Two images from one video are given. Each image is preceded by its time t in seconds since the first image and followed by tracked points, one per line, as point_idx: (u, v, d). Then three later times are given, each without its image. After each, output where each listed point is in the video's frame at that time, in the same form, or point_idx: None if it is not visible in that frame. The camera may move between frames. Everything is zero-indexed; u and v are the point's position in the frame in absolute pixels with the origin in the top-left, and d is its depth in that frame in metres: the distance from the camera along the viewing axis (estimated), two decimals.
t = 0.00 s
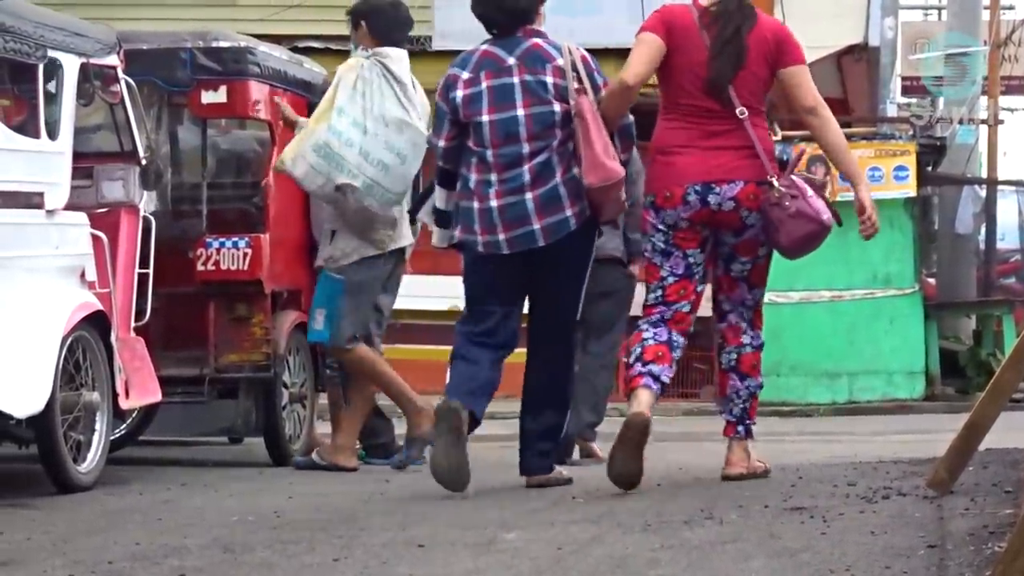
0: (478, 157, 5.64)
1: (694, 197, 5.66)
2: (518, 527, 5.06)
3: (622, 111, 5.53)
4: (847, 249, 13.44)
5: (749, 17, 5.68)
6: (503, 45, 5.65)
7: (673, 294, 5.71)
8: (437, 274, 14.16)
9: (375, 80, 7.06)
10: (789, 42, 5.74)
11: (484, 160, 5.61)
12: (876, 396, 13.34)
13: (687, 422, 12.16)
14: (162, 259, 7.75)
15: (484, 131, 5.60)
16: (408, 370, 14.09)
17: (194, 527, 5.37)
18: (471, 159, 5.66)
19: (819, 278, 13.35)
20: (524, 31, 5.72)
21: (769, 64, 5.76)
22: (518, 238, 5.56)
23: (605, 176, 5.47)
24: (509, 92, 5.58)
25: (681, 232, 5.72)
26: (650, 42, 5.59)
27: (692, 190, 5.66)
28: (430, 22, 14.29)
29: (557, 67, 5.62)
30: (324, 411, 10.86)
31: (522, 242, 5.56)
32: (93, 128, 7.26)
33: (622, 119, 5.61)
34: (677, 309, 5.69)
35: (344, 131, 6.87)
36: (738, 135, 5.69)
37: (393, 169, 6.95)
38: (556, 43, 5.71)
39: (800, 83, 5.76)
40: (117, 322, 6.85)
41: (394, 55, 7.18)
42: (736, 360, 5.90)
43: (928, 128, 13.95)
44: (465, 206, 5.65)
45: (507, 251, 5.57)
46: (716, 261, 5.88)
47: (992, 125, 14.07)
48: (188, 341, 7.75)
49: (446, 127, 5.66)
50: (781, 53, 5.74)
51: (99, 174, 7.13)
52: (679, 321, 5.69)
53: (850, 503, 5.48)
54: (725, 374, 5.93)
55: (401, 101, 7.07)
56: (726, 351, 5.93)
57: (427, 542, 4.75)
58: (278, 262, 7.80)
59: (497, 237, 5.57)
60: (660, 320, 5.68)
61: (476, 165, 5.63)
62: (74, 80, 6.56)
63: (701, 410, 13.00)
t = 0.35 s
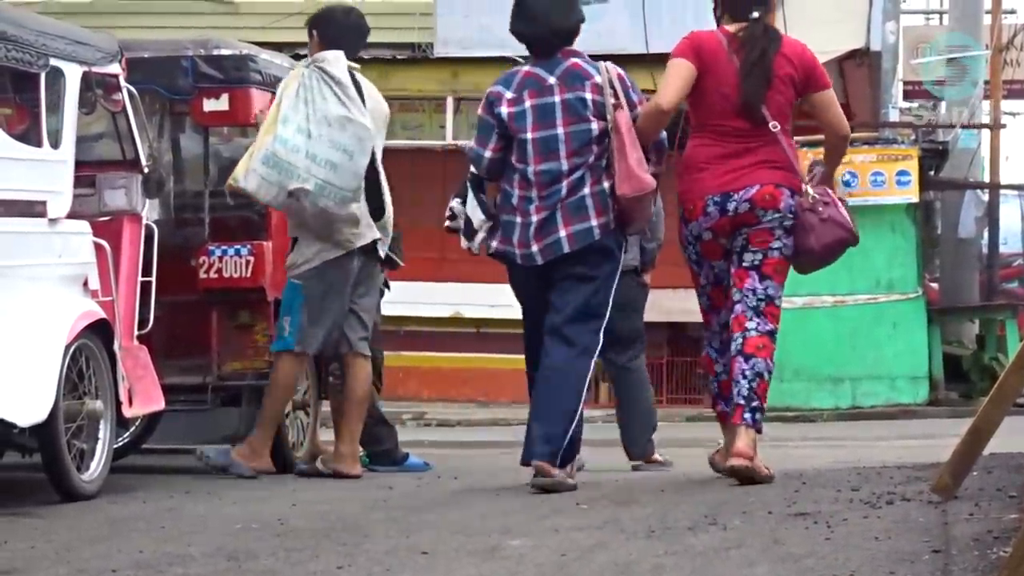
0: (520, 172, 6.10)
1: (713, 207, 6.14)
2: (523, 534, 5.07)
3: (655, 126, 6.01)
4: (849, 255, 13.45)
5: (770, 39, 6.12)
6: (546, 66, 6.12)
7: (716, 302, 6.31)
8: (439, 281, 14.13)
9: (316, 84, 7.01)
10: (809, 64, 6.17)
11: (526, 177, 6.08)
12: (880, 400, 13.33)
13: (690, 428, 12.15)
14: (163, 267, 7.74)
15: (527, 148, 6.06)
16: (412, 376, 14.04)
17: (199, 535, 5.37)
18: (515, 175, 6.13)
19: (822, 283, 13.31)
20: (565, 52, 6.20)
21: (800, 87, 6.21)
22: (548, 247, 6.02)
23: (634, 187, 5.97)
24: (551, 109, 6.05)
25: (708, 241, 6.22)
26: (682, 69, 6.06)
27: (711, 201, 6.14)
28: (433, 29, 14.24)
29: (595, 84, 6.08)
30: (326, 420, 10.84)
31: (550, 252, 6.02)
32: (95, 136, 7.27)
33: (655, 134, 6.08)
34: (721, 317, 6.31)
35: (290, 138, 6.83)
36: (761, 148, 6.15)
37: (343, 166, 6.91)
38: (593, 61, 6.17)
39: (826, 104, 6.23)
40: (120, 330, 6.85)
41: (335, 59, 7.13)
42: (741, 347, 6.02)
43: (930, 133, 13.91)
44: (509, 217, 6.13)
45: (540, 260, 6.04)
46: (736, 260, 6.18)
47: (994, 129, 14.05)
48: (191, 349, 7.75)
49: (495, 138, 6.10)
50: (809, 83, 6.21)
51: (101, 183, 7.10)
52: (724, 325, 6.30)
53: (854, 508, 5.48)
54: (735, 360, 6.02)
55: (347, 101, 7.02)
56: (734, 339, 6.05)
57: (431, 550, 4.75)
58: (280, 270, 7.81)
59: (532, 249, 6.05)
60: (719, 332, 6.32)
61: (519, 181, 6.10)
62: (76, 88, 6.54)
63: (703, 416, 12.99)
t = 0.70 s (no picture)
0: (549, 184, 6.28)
1: (734, 220, 6.34)
2: (526, 544, 5.07)
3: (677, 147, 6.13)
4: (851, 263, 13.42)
5: (777, 60, 6.34)
6: (573, 87, 6.29)
7: (732, 307, 6.36)
8: (443, 291, 14.11)
9: (252, 99, 7.02)
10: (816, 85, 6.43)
11: (554, 189, 6.26)
12: (883, 409, 13.33)
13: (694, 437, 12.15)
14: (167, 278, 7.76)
15: (553, 162, 6.24)
16: (415, 385, 14.09)
17: (202, 545, 5.38)
18: (542, 188, 6.32)
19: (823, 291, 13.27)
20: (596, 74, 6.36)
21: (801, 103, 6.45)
22: (575, 258, 6.19)
23: (654, 206, 6.05)
24: (579, 128, 6.21)
25: (728, 251, 6.39)
26: (695, 90, 6.24)
27: (734, 215, 6.34)
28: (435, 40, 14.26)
29: (621, 107, 6.25)
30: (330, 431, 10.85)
31: (579, 263, 6.19)
32: (98, 147, 7.29)
33: (677, 155, 6.20)
34: (740, 320, 6.37)
35: (214, 151, 6.86)
36: (774, 168, 6.38)
37: (253, 182, 6.89)
38: (621, 84, 6.34)
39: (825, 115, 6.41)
40: (123, 341, 6.85)
41: (275, 71, 7.08)
42: (777, 353, 6.51)
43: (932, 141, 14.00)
44: (535, 228, 6.31)
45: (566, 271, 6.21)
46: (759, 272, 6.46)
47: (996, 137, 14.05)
48: (194, 360, 7.77)
49: (518, 159, 6.30)
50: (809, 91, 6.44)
51: (104, 195, 7.13)
52: (743, 333, 6.36)
53: (857, 516, 5.48)
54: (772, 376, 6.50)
55: (274, 117, 6.98)
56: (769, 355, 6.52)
57: (435, 561, 4.75)
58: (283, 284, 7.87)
59: (558, 259, 6.22)
60: (732, 338, 6.36)
61: (547, 193, 6.29)
62: (79, 99, 6.54)
63: (707, 425, 12.99)
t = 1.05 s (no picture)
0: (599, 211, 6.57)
1: (771, 250, 6.60)
2: (530, 555, 5.06)
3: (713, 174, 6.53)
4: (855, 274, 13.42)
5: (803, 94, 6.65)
6: (616, 118, 6.62)
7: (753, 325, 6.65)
8: (448, 301, 14.14)
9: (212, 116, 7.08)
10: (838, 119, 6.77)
11: (602, 217, 6.56)
12: (886, 420, 13.32)
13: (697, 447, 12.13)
14: (169, 289, 7.74)
15: (601, 191, 6.55)
16: (418, 397, 14.09)
17: (206, 557, 5.37)
18: (590, 215, 6.60)
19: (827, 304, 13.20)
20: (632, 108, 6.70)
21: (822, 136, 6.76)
22: (633, 281, 6.52)
23: (705, 232, 6.43)
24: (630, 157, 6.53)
25: (761, 275, 6.64)
26: (724, 122, 6.54)
27: (771, 246, 6.60)
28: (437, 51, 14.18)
29: (663, 137, 6.60)
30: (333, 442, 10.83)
31: (636, 284, 6.52)
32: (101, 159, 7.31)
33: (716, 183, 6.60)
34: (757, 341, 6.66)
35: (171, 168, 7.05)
36: (804, 199, 6.66)
37: (185, 196, 6.94)
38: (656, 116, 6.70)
39: (844, 147, 6.70)
40: (126, 353, 6.85)
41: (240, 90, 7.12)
42: (792, 391, 6.78)
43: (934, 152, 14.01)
44: (588, 253, 6.58)
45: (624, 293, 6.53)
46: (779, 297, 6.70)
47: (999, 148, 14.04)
48: (198, 371, 7.75)
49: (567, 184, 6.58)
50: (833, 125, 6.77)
51: (108, 206, 7.14)
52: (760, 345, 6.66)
53: (862, 527, 5.47)
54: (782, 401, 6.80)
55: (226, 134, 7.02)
56: (783, 381, 6.80)
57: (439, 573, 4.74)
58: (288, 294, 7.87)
59: (615, 282, 6.53)
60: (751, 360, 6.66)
61: (595, 221, 6.58)
62: (82, 110, 6.54)
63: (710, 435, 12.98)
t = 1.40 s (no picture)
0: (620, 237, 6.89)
1: (771, 271, 6.92)
2: (540, 564, 5.07)
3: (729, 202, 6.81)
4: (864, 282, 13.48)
5: (811, 123, 6.94)
6: (635, 144, 6.94)
7: (767, 351, 7.04)
8: (455, 310, 14.14)
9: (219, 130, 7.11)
10: (845, 142, 7.08)
11: (622, 242, 6.88)
12: (896, 428, 13.29)
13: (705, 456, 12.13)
14: (178, 300, 7.76)
15: (621, 216, 6.87)
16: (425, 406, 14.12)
17: (216, 567, 5.38)
18: (610, 240, 6.93)
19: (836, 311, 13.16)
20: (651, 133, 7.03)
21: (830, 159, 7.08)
22: (646, 305, 6.81)
23: (717, 253, 6.71)
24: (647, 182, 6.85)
25: (766, 298, 6.98)
26: (741, 151, 6.83)
27: (773, 267, 6.92)
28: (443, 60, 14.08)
29: (679, 162, 6.92)
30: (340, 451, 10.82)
31: (648, 307, 6.81)
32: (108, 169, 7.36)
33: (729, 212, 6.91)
34: (772, 364, 7.04)
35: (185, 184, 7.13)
36: (809, 223, 6.94)
37: (187, 210, 7.01)
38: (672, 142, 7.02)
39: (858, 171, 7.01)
40: (135, 363, 6.85)
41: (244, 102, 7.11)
42: (799, 388, 6.78)
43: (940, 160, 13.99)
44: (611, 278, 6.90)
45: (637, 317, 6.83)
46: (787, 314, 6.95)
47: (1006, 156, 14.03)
48: (205, 380, 7.72)
49: (590, 208, 6.87)
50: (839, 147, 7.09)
51: (115, 215, 7.22)
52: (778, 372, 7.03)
53: (871, 535, 5.47)
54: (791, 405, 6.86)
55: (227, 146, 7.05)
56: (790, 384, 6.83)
57: None
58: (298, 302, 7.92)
59: (629, 305, 6.83)
60: (768, 378, 7.05)
61: (615, 245, 6.91)
62: (90, 121, 6.54)
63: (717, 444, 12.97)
